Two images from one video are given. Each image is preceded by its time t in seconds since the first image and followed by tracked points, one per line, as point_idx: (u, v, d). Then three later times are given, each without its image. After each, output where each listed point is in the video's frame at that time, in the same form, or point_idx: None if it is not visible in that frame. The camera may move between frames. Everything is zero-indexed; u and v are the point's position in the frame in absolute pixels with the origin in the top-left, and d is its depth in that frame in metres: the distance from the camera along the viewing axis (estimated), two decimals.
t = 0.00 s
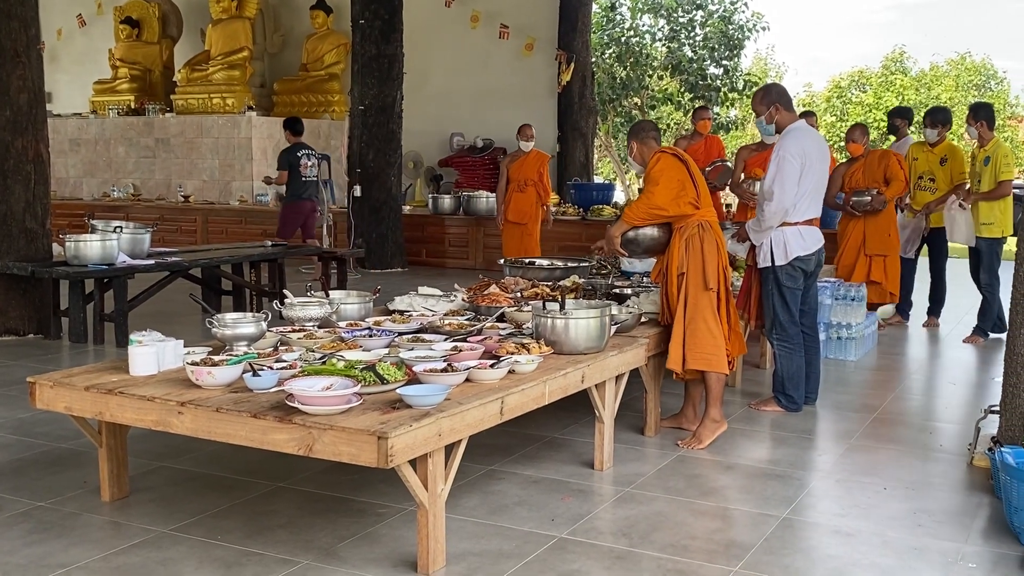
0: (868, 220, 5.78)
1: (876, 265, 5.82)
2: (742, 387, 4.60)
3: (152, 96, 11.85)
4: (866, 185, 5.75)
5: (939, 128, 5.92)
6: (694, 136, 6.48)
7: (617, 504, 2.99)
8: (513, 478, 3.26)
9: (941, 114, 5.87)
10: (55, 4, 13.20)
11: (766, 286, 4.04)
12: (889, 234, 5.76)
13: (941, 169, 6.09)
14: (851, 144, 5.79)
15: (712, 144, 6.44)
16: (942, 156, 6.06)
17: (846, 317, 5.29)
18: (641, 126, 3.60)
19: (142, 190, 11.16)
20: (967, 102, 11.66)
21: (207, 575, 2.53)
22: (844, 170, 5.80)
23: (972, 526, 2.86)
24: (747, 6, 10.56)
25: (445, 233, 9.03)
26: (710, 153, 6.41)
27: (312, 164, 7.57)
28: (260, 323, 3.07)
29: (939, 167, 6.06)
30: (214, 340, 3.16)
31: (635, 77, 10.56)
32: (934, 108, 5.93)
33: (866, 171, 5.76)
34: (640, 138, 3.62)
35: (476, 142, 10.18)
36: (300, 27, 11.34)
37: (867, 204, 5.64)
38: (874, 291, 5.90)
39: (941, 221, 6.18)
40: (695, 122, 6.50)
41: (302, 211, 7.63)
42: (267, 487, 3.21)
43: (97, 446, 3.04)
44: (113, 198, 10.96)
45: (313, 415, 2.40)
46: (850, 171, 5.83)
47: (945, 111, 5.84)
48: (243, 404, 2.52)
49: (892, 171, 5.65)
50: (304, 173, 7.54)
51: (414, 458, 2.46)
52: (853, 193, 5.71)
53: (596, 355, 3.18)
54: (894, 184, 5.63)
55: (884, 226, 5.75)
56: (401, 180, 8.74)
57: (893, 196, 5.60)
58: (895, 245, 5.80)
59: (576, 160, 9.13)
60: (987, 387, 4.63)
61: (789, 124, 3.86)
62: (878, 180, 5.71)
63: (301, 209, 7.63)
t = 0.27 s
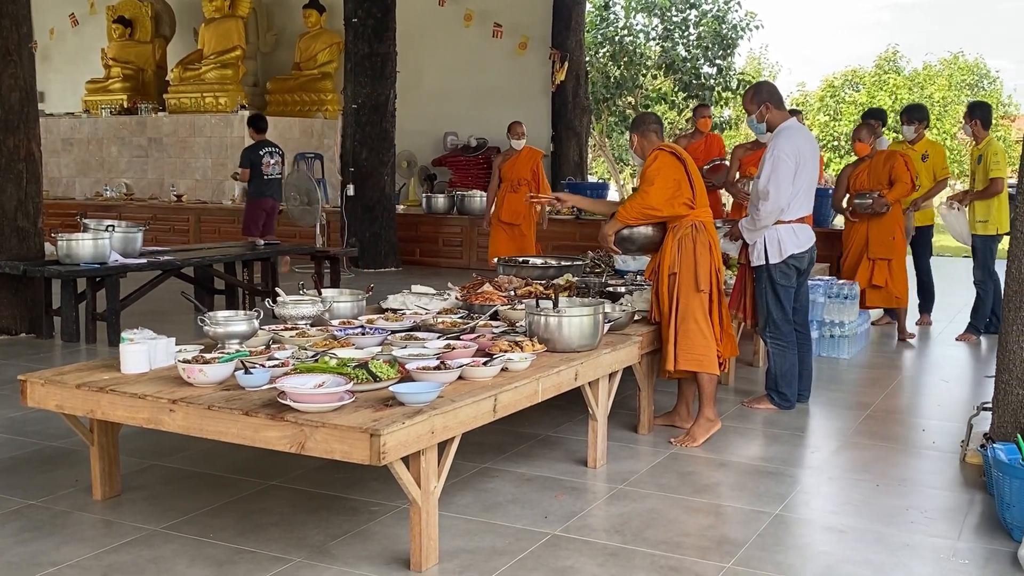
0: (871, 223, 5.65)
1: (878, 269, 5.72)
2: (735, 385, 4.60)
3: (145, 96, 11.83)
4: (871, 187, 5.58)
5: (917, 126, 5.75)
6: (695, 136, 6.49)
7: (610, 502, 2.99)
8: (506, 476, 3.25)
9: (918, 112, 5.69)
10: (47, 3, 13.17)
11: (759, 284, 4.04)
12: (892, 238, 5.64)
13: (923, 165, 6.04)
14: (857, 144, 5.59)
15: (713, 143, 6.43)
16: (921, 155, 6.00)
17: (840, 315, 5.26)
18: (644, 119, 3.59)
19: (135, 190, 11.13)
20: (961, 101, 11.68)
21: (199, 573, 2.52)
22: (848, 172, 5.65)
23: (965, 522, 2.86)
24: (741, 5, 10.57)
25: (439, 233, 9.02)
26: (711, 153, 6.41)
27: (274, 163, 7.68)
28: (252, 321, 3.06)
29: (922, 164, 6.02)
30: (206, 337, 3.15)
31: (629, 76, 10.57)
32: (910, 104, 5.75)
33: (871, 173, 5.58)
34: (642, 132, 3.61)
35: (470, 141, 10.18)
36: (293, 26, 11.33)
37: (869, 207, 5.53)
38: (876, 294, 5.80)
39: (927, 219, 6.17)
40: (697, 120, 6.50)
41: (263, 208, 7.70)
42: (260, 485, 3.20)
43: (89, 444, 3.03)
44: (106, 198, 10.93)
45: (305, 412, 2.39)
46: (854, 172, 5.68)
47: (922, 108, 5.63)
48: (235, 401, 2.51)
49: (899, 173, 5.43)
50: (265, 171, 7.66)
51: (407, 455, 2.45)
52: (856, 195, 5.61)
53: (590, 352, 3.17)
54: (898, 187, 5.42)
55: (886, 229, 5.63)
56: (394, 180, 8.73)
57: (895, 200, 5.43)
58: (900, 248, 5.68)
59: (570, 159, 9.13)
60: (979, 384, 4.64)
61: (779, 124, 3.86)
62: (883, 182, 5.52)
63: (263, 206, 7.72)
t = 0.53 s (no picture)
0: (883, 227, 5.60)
1: (892, 274, 5.67)
2: (726, 388, 4.61)
3: (136, 99, 11.81)
4: (881, 189, 5.53)
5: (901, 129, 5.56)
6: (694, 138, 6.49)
7: (601, 505, 2.99)
8: (498, 479, 3.25)
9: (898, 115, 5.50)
10: (38, 6, 13.14)
11: (749, 288, 4.05)
12: (903, 242, 5.58)
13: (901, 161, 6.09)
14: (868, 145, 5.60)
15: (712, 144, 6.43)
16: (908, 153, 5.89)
17: (831, 317, 5.29)
18: (632, 123, 3.60)
19: (127, 192, 11.10)
20: (952, 104, 11.71)
21: None
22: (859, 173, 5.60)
23: (954, 524, 2.88)
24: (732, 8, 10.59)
25: (431, 235, 9.02)
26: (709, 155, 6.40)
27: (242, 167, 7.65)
28: (243, 324, 3.06)
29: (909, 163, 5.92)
30: (197, 341, 3.15)
31: (621, 79, 10.59)
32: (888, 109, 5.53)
33: (882, 175, 5.51)
34: (631, 135, 3.61)
35: (463, 144, 10.18)
36: (285, 29, 11.34)
37: (876, 210, 5.50)
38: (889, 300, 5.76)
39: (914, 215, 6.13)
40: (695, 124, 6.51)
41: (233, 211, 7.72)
42: (251, 489, 3.20)
43: (80, 449, 3.03)
44: (97, 200, 10.90)
45: (296, 416, 2.39)
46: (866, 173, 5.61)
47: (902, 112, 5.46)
48: (226, 406, 2.51)
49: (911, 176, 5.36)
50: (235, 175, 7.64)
51: (397, 459, 2.45)
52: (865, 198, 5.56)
53: (581, 355, 3.18)
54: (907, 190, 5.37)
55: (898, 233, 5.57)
56: (386, 182, 8.73)
57: (904, 203, 5.38)
58: (911, 252, 5.63)
59: (563, 162, 9.14)
60: (969, 386, 4.66)
61: (770, 126, 3.87)
62: (893, 183, 5.46)
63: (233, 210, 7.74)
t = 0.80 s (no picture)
0: (882, 232, 5.50)
1: (892, 280, 5.57)
2: (718, 391, 4.62)
3: (127, 103, 11.80)
4: (883, 193, 5.45)
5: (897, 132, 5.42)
6: (688, 140, 6.50)
7: (593, 508, 3.00)
8: (490, 483, 3.25)
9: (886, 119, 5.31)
10: (29, 10, 13.11)
11: (739, 291, 4.06)
12: (902, 247, 5.48)
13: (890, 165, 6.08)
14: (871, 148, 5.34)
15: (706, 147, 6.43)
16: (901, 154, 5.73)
17: (823, 320, 5.32)
18: (615, 131, 3.62)
19: (118, 197, 11.07)
20: (942, 109, 11.77)
21: None
22: (860, 176, 5.52)
23: (945, 527, 2.89)
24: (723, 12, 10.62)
25: (423, 239, 9.01)
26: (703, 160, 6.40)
27: (211, 169, 7.70)
28: (235, 329, 3.05)
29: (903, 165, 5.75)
30: (189, 345, 3.14)
31: (613, 83, 10.63)
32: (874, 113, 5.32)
33: (885, 178, 5.43)
34: (614, 144, 3.64)
35: (455, 147, 10.19)
36: (276, 34, 11.35)
37: (874, 215, 5.42)
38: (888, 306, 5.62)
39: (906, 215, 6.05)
40: (688, 127, 6.49)
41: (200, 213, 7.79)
42: (243, 494, 3.19)
43: (71, 453, 3.01)
44: (89, 204, 10.87)
45: (288, 421, 2.38)
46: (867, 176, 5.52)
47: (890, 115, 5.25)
48: (218, 410, 2.51)
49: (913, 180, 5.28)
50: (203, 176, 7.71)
51: (389, 463, 2.45)
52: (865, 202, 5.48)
53: (573, 358, 3.18)
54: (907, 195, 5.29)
55: (897, 238, 5.46)
56: (378, 187, 8.73)
57: (903, 209, 5.29)
58: (911, 257, 5.52)
59: (554, 166, 9.15)
60: (961, 390, 4.67)
61: (761, 130, 3.89)
62: (896, 188, 5.37)
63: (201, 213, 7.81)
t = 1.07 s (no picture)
0: (874, 240, 5.50)
1: (882, 290, 5.53)
2: (711, 396, 4.63)
3: (119, 109, 11.78)
4: (875, 202, 5.48)
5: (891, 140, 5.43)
6: (678, 146, 6.51)
7: (587, 514, 2.99)
8: (483, 489, 3.25)
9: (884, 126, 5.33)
10: (20, 16, 13.08)
11: (731, 296, 4.06)
12: (894, 256, 5.46)
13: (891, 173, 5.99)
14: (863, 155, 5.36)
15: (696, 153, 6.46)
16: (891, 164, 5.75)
17: (814, 326, 5.34)
18: (601, 142, 3.64)
19: (109, 204, 11.04)
20: (932, 114, 11.82)
21: None
22: (854, 185, 5.55)
23: (938, 531, 2.89)
24: (715, 18, 10.65)
25: (415, 245, 9.01)
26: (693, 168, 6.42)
27: (179, 177, 7.90)
28: (227, 335, 3.04)
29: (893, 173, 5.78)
30: (181, 353, 3.13)
31: (605, 89, 10.67)
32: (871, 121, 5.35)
33: (877, 187, 5.47)
34: (601, 154, 3.65)
35: (447, 154, 10.20)
36: (268, 40, 11.36)
37: (866, 222, 5.43)
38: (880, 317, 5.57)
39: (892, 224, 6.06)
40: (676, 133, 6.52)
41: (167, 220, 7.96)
42: (236, 501, 3.18)
43: (63, 461, 3.00)
44: (79, 211, 10.83)
45: (280, 428, 2.38)
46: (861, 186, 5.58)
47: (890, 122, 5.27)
48: (211, 417, 2.50)
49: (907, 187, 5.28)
50: (171, 185, 7.91)
51: (383, 470, 2.45)
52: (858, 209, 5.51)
53: (566, 364, 3.18)
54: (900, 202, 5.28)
55: (889, 247, 5.45)
56: (370, 193, 8.73)
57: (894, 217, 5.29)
58: (903, 267, 5.50)
59: (547, 172, 9.17)
60: (952, 394, 4.69)
61: (751, 136, 3.90)
62: (888, 196, 5.39)
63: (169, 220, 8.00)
